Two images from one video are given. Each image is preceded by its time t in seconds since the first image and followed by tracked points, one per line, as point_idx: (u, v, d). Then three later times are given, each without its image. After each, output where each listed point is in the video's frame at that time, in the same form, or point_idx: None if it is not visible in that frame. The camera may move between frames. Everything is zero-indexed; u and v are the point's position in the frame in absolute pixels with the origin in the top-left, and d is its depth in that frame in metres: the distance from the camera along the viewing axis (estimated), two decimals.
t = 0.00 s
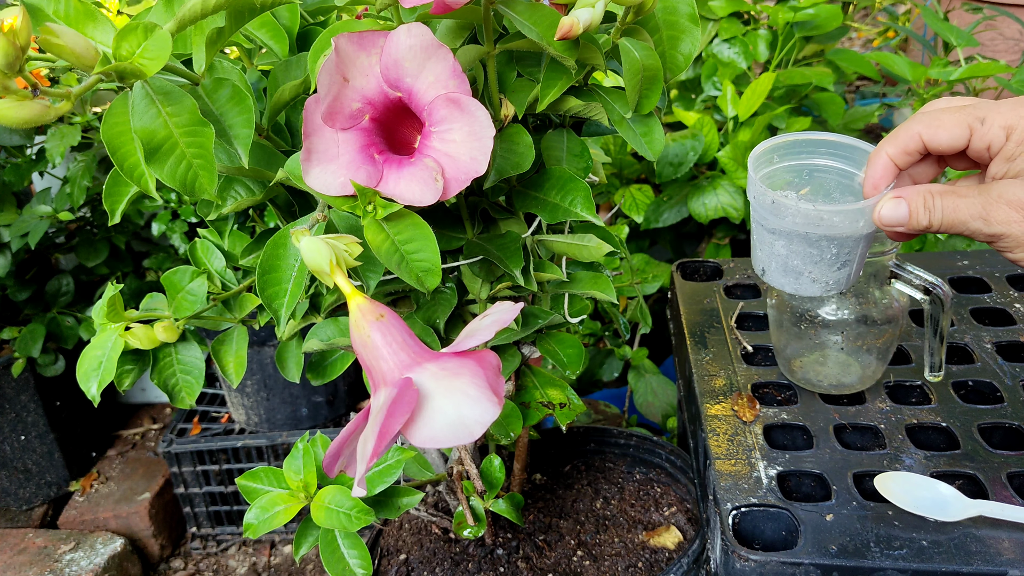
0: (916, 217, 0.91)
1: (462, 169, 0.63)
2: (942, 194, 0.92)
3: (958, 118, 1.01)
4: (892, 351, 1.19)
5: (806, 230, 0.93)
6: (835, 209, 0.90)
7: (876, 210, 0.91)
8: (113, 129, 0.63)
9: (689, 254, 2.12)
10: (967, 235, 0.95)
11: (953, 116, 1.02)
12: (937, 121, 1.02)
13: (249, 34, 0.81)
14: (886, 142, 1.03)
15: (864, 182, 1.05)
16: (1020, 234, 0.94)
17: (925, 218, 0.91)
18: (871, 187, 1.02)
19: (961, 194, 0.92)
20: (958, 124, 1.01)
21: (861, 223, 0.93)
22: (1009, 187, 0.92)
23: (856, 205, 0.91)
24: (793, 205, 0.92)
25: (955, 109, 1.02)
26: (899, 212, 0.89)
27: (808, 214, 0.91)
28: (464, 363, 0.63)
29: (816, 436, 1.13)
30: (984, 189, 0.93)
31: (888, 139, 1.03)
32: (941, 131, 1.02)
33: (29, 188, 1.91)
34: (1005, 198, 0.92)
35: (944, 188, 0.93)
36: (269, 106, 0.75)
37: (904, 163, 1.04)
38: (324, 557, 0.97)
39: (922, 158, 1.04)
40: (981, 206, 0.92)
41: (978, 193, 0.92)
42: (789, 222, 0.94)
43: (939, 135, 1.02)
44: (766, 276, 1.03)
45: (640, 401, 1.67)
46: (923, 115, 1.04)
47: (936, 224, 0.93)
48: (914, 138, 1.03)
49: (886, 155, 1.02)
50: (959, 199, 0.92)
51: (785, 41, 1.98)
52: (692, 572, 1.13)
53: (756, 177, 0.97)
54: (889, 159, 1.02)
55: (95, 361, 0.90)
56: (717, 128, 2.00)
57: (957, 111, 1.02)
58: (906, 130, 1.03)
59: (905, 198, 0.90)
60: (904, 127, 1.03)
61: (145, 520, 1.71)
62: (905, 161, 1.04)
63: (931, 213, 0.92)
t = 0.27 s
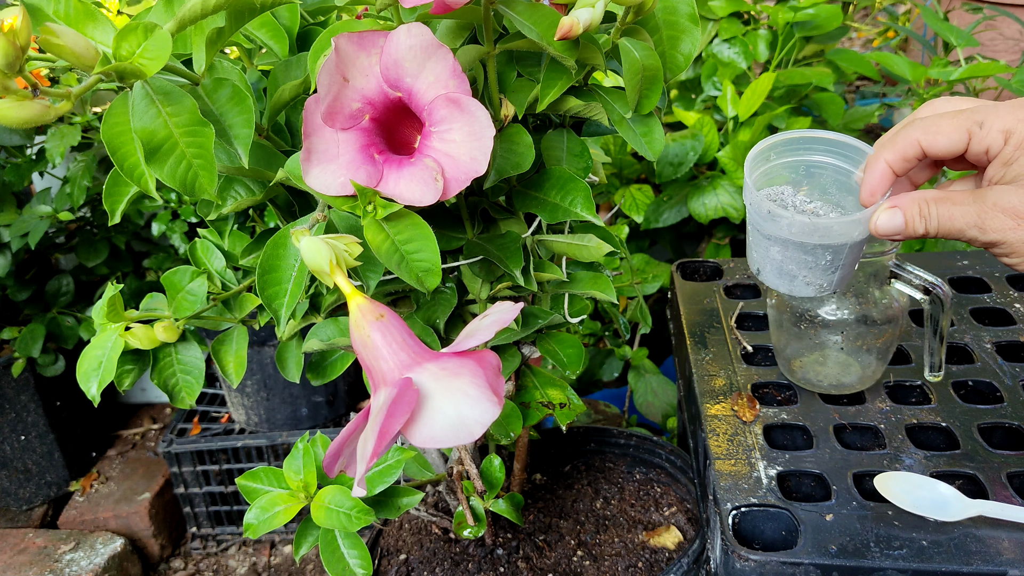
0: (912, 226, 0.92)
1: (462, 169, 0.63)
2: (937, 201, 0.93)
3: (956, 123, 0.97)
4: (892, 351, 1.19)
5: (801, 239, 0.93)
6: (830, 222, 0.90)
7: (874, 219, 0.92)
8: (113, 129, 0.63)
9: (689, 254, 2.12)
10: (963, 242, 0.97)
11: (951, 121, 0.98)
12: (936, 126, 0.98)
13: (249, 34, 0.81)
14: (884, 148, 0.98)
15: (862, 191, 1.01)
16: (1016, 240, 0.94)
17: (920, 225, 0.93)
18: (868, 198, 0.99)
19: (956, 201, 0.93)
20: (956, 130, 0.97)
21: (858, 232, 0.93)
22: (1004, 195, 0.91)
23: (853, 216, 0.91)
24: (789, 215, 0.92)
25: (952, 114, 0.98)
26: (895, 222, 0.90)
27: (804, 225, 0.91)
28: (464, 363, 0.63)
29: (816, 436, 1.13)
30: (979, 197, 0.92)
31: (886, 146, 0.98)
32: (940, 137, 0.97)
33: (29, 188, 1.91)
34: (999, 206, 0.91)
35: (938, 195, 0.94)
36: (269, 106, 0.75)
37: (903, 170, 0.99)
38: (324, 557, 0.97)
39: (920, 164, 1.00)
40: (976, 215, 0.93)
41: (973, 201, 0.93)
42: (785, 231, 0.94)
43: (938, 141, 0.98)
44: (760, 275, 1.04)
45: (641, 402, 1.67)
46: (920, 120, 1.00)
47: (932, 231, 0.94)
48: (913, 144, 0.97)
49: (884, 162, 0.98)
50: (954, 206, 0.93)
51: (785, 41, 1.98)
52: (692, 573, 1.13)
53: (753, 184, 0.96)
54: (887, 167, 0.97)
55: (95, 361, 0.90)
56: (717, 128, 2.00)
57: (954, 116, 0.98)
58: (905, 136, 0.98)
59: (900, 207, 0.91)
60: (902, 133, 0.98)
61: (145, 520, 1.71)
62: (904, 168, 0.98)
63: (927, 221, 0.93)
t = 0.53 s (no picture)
0: (911, 229, 0.93)
1: (462, 169, 0.63)
2: (936, 205, 0.93)
3: (958, 125, 0.97)
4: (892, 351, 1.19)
5: (799, 243, 0.93)
6: (828, 229, 0.90)
7: (872, 224, 0.92)
8: (113, 129, 0.63)
9: (689, 254, 2.12)
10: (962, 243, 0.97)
11: (953, 124, 0.98)
12: (938, 130, 0.98)
13: (249, 34, 0.81)
14: (886, 152, 0.97)
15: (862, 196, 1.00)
16: (1016, 242, 0.94)
17: (919, 230, 0.93)
18: (868, 202, 0.98)
19: (955, 204, 0.93)
20: (959, 132, 0.97)
21: (856, 237, 0.93)
22: (1004, 197, 0.91)
23: (852, 222, 0.91)
24: (787, 220, 0.92)
25: (954, 116, 0.98)
26: (894, 227, 0.91)
27: (802, 230, 0.91)
28: (464, 363, 0.63)
29: (816, 436, 1.13)
30: (977, 199, 0.92)
31: (888, 150, 0.97)
32: (942, 140, 0.97)
33: (29, 188, 1.91)
34: (998, 208, 0.91)
35: (937, 197, 0.94)
36: (269, 106, 0.75)
37: (905, 175, 0.98)
38: (324, 557, 0.97)
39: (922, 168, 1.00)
40: (974, 218, 0.93)
41: (971, 203, 0.93)
42: (783, 234, 0.94)
43: (941, 144, 0.98)
44: (758, 273, 1.04)
45: (641, 401, 1.67)
46: (922, 124, 1.00)
47: (932, 233, 0.95)
48: (915, 149, 0.97)
49: (886, 165, 0.97)
50: (952, 209, 0.92)
51: (785, 41, 1.98)
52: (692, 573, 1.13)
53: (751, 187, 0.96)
54: (890, 170, 0.96)
55: (95, 361, 0.90)
56: (717, 128, 2.00)
57: (956, 118, 0.98)
58: (906, 141, 0.97)
59: (899, 213, 0.91)
60: (904, 138, 0.98)
61: (145, 520, 1.71)
62: (906, 172, 0.98)
63: (926, 225, 0.93)
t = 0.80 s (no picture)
0: (911, 227, 0.95)
1: (462, 169, 0.63)
2: (936, 202, 0.94)
3: (961, 122, 0.95)
4: (892, 351, 1.19)
5: (800, 240, 0.93)
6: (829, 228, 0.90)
7: (873, 222, 0.94)
8: (113, 129, 0.63)
9: (689, 254, 2.12)
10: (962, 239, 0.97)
11: (955, 120, 0.96)
12: (941, 127, 0.96)
13: (249, 34, 0.81)
14: (889, 148, 0.96)
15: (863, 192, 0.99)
16: (1016, 239, 0.93)
17: (920, 227, 0.95)
18: (869, 198, 0.97)
19: (954, 201, 0.93)
20: (962, 129, 0.95)
21: (857, 236, 0.93)
22: (1003, 195, 0.90)
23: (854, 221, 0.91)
24: (788, 219, 0.92)
25: (957, 112, 0.97)
26: (894, 225, 0.93)
27: (803, 229, 0.91)
28: (464, 363, 0.63)
29: (816, 436, 1.13)
30: (977, 196, 0.92)
31: (891, 146, 0.96)
32: (946, 138, 0.96)
33: (29, 188, 1.91)
34: (998, 206, 0.90)
35: (937, 194, 0.95)
36: (269, 106, 0.75)
37: (907, 172, 0.96)
38: (324, 557, 0.97)
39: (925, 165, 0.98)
40: (974, 215, 0.93)
41: (971, 201, 0.93)
42: (783, 230, 0.94)
43: (944, 141, 0.96)
44: (758, 261, 1.05)
45: (641, 402, 1.67)
46: (925, 121, 0.98)
47: (932, 230, 0.96)
48: (918, 147, 0.95)
49: (888, 162, 0.95)
50: (952, 206, 0.93)
51: (785, 41, 1.98)
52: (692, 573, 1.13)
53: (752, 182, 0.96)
54: (892, 167, 0.95)
55: (95, 361, 0.90)
56: (717, 128, 2.00)
57: (959, 114, 0.96)
58: (909, 140, 0.95)
59: (900, 210, 0.94)
60: (906, 135, 0.96)
61: (145, 520, 1.71)
62: (908, 169, 0.96)
63: (927, 223, 0.95)
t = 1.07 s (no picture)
0: (914, 232, 0.94)
1: (462, 169, 0.63)
2: (938, 207, 0.94)
3: (965, 127, 0.95)
4: (892, 351, 1.19)
5: (800, 246, 0.93)
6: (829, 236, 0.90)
7: (876, 228, 0.93)
8: (113, 129, 0.63)
9: (689, 254, 2.12)
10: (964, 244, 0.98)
11: (960, 125, 0.96)
12: (946, 132, 0.96)
13: (249, 34, 0.81)
14: (892, 153, 0.95)
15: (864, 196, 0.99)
16: (1019, 246, 0.94)
17: (923, 233, 0.95)
18: (871, 203, 0.97)
19: (958, 207, 0.93)
20: (967, 134, 0.95)
21: (857, 241, 0.93)
22: (1009, 203, 0.90)
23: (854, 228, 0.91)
24: (788, 225, 0.92)
25: (962, 117, 0.97)
26: (897, 231, 0.92)
27: (803, 236, 0.91)
28: (464, 363, 0.63)
29: (816, 436, 1.13)
30: (981, 203, 0.92)
31: (895, 150, 0.96)
32: (950, 143, 0.95)
33: (29, 188, 1.91)
34: (1003, 214, 0.91)
35: (940, 199, 0.94)
36: (268, 106, 0.75)
37: (910, 176, 0.96)
38: (324, 557, 0.97)
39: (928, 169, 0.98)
40: (978, 222, 0.93)
41: (975, 207, 0.93)
42: (783, 236, 0.94)
43: (948, 146, 0.96)
44: (757, 262, 1.06)
45: (641, 401, 1.67)
46: (929, 125, 0.97)
47: (934, 235, 0.96)
48: (922, 152, 0.95)
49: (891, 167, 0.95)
50: (955, 212, 0.93)
51: (785, 41, 1.99)
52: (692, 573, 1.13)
53: (752, 187, 0.95)
54: (894, 172, 0.94)
55: (95, 361, 0.90)
56: (717, 128, 2.00)
57: (963, 119, 0.96)
58: (913, 144, 0.95)
59: (902, 216, 0.93)
60: (910, 139, 0.96)
61: (145, 520, 1.71)
62: (910, 173, 0.96)
63: (930, 228, 0.95)
